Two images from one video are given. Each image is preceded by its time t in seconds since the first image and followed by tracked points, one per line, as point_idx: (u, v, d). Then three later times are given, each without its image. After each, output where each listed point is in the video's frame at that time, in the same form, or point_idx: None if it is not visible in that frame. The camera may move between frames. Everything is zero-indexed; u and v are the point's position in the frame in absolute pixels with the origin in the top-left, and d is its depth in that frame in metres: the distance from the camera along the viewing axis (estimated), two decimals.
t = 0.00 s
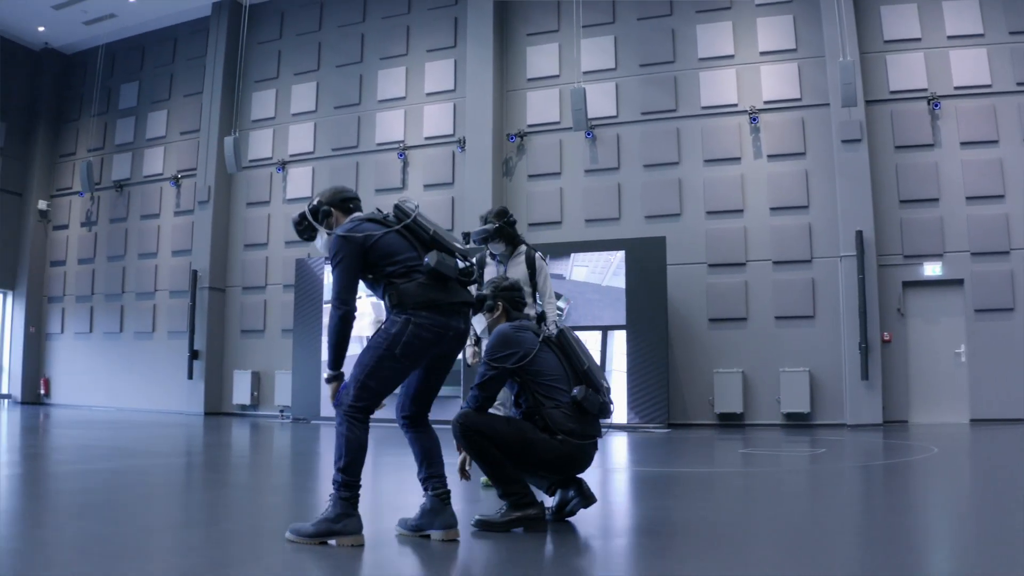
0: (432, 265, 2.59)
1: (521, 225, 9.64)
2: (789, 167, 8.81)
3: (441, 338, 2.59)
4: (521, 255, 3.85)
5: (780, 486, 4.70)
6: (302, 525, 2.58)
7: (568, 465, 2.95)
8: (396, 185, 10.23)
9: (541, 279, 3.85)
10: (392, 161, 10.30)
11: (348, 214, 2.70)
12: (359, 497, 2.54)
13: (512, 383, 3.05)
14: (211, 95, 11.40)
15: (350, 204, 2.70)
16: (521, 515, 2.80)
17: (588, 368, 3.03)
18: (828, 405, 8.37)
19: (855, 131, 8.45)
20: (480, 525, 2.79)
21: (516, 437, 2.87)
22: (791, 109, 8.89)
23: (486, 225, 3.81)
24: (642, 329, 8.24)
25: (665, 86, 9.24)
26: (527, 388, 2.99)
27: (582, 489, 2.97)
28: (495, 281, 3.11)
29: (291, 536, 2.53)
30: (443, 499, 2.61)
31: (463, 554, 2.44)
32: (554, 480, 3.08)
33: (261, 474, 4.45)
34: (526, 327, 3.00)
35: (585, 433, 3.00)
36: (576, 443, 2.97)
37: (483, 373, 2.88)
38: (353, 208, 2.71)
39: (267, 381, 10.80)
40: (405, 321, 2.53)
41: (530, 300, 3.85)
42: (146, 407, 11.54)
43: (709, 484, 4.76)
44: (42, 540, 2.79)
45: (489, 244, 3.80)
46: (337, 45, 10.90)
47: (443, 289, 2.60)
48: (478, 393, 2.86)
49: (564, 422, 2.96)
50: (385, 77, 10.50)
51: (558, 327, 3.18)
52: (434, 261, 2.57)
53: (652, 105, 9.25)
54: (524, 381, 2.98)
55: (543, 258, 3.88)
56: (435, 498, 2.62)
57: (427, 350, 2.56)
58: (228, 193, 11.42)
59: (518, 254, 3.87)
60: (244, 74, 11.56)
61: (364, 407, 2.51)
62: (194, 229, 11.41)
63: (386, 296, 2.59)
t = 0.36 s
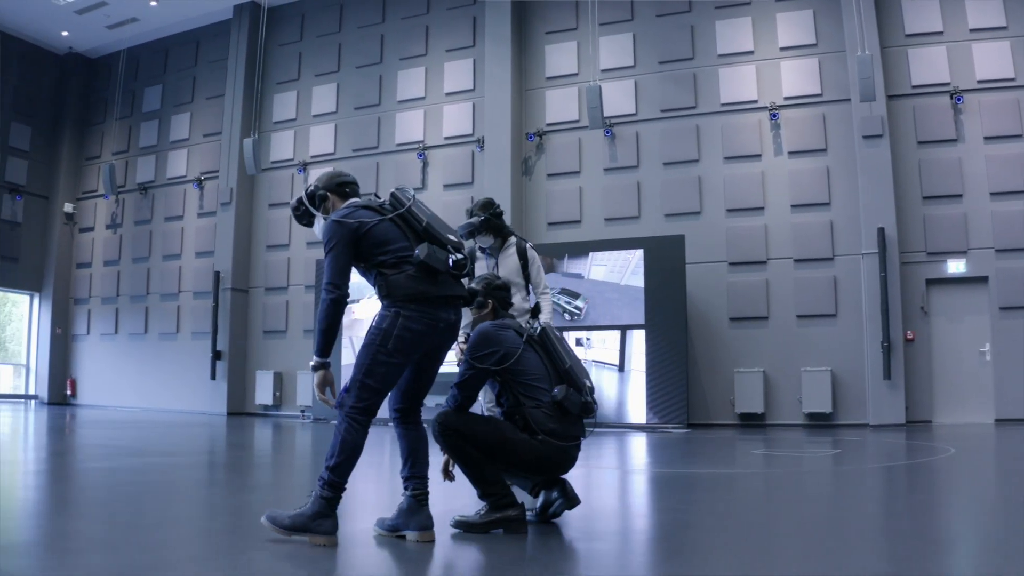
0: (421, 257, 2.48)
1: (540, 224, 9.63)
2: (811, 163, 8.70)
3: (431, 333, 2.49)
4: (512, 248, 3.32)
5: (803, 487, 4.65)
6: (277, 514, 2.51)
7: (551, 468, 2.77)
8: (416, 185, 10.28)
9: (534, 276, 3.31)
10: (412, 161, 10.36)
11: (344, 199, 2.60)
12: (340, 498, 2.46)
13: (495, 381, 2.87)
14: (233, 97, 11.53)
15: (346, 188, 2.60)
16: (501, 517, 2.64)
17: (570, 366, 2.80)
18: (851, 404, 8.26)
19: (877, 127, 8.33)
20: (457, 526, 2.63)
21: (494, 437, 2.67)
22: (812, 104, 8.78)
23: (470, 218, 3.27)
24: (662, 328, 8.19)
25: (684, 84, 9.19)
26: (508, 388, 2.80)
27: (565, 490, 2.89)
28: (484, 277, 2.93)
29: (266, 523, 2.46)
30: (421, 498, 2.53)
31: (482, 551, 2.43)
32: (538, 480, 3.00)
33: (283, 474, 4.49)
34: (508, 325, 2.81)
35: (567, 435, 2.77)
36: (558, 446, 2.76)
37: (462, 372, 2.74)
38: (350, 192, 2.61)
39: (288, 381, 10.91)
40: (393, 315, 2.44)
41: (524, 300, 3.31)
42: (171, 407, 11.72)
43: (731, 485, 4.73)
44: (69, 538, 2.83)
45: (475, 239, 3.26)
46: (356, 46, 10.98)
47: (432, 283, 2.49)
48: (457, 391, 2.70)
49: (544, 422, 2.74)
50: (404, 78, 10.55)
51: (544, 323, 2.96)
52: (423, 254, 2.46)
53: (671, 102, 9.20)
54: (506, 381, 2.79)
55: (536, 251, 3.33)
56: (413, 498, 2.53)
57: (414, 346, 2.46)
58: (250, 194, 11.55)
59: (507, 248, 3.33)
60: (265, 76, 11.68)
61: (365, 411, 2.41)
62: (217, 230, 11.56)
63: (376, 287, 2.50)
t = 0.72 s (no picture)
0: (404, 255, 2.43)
1: (559, 223, 9.62)
2: (832, 159, 8.59)
3: (409, 331, 2.45)
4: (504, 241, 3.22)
5: (823, 487, 4.61)
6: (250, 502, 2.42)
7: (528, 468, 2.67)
8: (436, 186, 10.32)
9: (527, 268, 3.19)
10: (432, 161, 10.39)
11: (334, 188, 2.58)
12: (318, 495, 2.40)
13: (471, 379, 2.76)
14: (255, 100, 11.65)
15: (336, 177, 2.57)
16: (472, 517, 2.57)
17: (546, 364, 2.65)
18: (874, 404, 8.14)
19: (898, 122, 8.22)
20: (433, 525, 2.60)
21: (465, 436, 2.59)
22: (833, 100, 8.67)
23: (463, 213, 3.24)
24: (682, 327, 8.13)
25: (703, 80, 9.11)
26: (484, 386, 2.70)
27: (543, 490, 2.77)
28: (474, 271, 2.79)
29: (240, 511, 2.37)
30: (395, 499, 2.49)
31: (488, 550, 2.42)
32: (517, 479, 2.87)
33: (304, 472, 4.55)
34: (484, 323, 2.71)
35: (542, 434, 2.65)
36: (532, 446, 2.64)
37: (438, 370, 2.68)
38: (340, 181, 2.58)
39: (311, 382, 11.01)
40: (372, 311, 2.40)
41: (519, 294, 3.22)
42: (196, 407, 11.88)
43: (752, 486, 4.70)
44: (90, 535, 2.87)
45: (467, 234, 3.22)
46: (376, 47, 11.04)
47: (413, 282, 2.44)
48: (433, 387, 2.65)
49: (517, 422, 2.63)
50: (424, 78, 10.59)
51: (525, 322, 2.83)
52: (406, 253, 2.41)
53: (690, 99, 9.13)
54: (482, 379, 2.68)
55: (528, 244, 3.19)
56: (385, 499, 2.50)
57: (392, 344, 2.41)
58: (273, 196, 11.67)
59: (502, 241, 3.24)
60: (286, 79, 11.79)
61: (341, 405, 2.36)
62: (240, 232, 11.70)
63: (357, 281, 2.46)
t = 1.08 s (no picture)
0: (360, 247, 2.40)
1: (577, 222, 9.59)
2: (853, 155, 8.47)
3: (370, 326, 2.40)
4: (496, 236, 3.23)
5: (844, 488, 4.55)
6: (291, 539, 2.33)
7: (496, 467, 2.65)
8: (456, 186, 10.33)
9: (512, 264, 3.16)
10: (451, 162, 10.40)
11: (305, 184, 2.57)
12: (348, 494, 2.35)
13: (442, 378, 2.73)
14: (276, 102, 11.74)
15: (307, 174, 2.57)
16: (442, 516, 2.56)
17: (515, 363, 2.63)
18: (895, 404, 8.00)
19: (918, 117, 8.09)
20: (401, 526, 2.60)
21: (433, 435, 2.56)
22: (852, 95, 8.55)
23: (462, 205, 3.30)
24: (699, 327, 8.07)
25: (721, 77, 9.03)
26: (452, 385, 2.66)
27: (515, 491, 2.74)
28: (449, 270, 2.78)
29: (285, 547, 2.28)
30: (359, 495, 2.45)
31: (491, 550, 2.42)
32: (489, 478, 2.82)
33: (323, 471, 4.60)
34: (456, 321, 2.67)
35: (509, 435, 2.64)
36: (499, 446, 2.63)
37: (407, 367, 2.64)
38: (312, 178, 2.58)
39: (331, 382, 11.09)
40: (331, 306, 2.38)
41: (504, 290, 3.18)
42: (218, 407, 12.04)
43: (770, 487, 4.66)
44: (113, 531, 2.94)
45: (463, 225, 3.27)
46: (395, 48, 11.09)
47: (371, 275, 2.40)
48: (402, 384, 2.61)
49: (485, 422, 2.60)
50: (442, 79, 10.62)
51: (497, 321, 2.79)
52: (361, 244, 2.37)
53: (708, 96, 9.06)
54: (451, 378, 2.65)
55: (517, 240, 3.18)
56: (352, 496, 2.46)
57: (354, 339, 2.38)
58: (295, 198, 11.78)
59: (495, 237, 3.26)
60: (306, 81, 11.88)
61: (323, 403, 2.36)
62: (262, 233, 11.82)
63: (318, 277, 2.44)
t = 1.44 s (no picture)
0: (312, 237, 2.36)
1: (594, 221, 9.55)
2: (869, 151, 8.35)
3: (324, 318, 2.37)
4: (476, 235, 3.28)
5: (861, 489, 4.49)
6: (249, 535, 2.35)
7: (458, 468, 2.63)
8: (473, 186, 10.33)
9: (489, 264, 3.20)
10: (468, 162, 10.41)
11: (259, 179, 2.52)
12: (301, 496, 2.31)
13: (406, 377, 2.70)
14: (296, 104, 11.83)
15: (259, 174, 2.47)
16: (403, 515, 2.58)
17: (476, 363, 2.61)
18: (914, 403, 7.86)
19: (936, 111, 7.96)
20: (363, 524, 2.62)
21: (395, 435, 2.56)
22: (870, 90, 8.42)
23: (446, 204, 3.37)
24: (714, 326, 7.99)
25: (738, 73, 8.95)
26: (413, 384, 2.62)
27: (480, 491, 2.69)
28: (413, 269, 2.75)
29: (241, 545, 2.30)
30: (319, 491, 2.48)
31: (485, 550, 2.39)
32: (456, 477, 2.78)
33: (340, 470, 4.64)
34: (419, 320, 2.63)
35: (471, 435, 2.59)
36: (460, 447, 2.59)
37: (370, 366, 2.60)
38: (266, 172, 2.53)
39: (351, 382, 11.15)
40: (283, 299, 2.33)
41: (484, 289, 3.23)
42: (240, 407, 12.17)
43: (786, 487, 4.61)
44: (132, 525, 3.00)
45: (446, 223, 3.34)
46: (412, 49, 11.12)
47: (324, 266, 2.37)
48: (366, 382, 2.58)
49: (444, 421, 2.55)
50: (459, 79, 10.62)
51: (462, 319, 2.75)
52: (314, 232, 2.34)
53: (725, 93, 8.97)
54: (412, 378, 2.60)
55: (494, 239, 3.21)
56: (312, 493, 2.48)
57: (308, 333, 2.33)
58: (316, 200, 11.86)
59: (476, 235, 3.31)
60: (325, 82, 11.95)
61: (286, 403, 2.30)
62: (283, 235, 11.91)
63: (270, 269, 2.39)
